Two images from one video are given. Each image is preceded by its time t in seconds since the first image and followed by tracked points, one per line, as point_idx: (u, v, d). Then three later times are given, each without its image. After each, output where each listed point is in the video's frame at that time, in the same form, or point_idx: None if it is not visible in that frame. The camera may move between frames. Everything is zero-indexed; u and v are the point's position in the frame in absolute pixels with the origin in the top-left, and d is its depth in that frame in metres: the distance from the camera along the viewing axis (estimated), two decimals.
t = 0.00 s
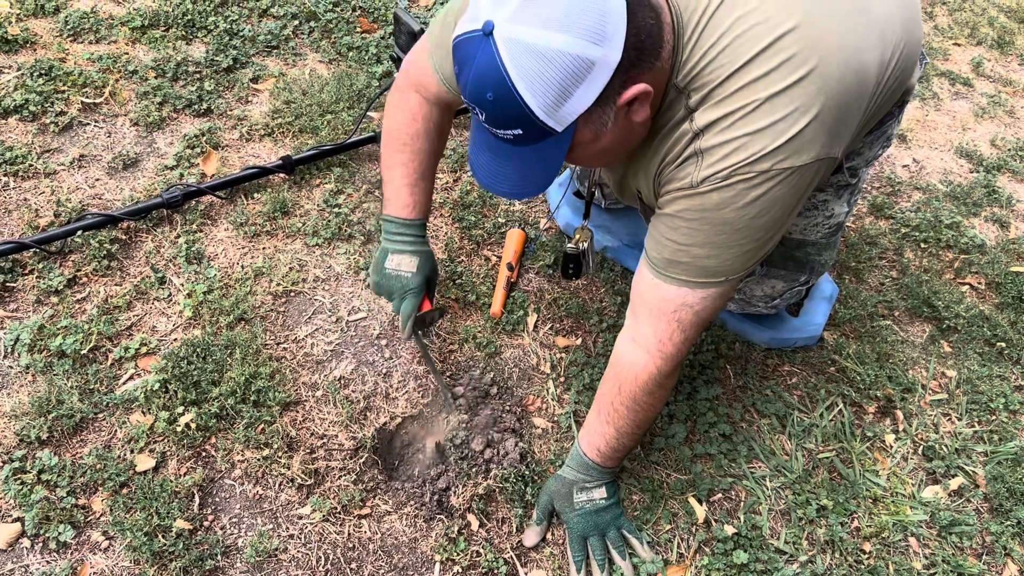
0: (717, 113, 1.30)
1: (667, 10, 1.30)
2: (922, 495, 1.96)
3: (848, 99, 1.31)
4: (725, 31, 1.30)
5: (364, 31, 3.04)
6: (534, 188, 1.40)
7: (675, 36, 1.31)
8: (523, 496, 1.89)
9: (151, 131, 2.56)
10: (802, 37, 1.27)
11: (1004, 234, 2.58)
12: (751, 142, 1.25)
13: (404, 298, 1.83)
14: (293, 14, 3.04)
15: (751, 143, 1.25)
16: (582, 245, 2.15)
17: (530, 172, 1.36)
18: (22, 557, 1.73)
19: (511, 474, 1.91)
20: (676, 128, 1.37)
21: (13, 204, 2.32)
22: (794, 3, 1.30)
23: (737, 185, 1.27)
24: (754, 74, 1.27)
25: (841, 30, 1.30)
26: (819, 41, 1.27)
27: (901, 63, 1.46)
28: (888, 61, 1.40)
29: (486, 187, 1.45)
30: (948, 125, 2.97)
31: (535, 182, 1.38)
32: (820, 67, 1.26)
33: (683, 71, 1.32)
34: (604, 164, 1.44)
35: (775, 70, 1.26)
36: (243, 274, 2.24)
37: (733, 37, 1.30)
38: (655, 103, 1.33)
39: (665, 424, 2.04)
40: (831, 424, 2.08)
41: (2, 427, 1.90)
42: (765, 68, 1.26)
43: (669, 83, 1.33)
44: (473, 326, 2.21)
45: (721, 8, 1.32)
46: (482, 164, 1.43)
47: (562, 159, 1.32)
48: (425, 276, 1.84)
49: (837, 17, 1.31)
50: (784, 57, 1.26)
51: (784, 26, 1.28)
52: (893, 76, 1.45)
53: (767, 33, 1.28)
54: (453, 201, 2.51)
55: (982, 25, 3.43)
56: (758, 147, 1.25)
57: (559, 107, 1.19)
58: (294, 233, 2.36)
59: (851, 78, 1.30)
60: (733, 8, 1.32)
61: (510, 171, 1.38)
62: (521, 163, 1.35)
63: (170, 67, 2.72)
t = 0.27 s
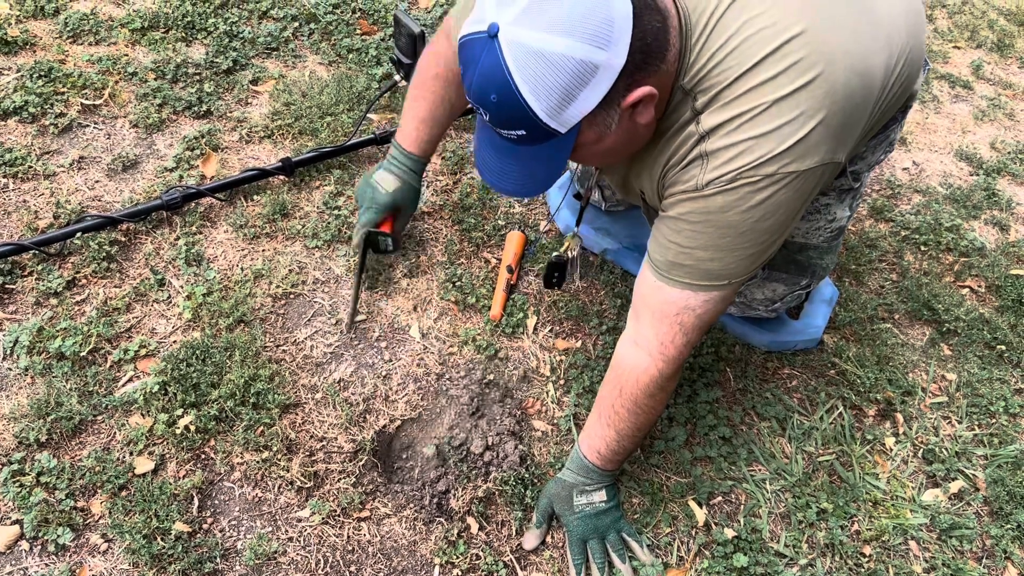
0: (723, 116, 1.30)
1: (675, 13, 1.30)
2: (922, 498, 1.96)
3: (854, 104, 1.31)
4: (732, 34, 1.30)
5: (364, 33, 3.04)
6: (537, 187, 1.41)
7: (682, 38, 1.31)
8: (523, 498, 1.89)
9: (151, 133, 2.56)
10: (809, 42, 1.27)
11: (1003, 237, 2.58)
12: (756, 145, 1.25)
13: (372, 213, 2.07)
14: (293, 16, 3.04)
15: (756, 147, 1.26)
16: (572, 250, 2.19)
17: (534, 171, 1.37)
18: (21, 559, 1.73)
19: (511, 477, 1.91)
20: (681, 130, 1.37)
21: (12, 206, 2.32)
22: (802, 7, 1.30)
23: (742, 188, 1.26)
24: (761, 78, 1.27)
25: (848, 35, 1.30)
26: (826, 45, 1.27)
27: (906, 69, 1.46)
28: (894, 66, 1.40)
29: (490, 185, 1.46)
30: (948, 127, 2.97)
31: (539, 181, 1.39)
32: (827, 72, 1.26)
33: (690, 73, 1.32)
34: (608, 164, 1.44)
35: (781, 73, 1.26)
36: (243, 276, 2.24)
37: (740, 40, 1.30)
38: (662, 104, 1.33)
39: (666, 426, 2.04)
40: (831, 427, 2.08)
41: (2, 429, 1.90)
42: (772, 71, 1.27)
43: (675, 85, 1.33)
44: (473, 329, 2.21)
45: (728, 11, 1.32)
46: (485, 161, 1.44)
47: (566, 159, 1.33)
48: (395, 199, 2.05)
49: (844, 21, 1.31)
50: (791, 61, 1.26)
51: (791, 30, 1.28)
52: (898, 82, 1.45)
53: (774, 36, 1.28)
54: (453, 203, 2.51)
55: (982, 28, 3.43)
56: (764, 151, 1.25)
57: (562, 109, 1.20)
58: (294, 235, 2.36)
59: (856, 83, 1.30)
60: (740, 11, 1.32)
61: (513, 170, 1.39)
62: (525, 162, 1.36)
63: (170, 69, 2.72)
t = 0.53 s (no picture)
0: (723, 118, 1.30)
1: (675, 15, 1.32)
2: (921, 501, 1.96)
3: (855, 107, 1.31)
4: (732, 36, 1.31)
5: (364, 35, 3.04)
6: (542, 189, 1.42)
7: (682, 40, 1.32)
8: (521, 501, 1.88)
9: (150, 134, 2.56)
10: (810, 43, 1.27)
11: (1002, 240, 2.58)
12: (756, 147, 1.25)
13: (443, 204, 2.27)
14: (293, 17, 3.04)
15: (756, 149, 1.25)
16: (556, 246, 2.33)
17: (538, 174, 1.38)
18: (18, 561, 1.73)
19: (509, 479, 1.91)
20: (682, 132, 1.37)
21: (11, 206, 2.32)
22: (803, 9, 1.30)
23: (742, 190, 1.26)
24: (761, 79, 1.27)
25: (849, 37, 1.30)
26: (827, 47, 1.27)
27: (908, 73, 1.46)
28: (895, 70, 1.40)
29: (496, 189, 1.48)
30: (947, 130, 2.98)
31: (544, 184, 1.41)
32: (828, 74, 1.26)
33: (691, 74, 1.33)
34: (612, 164, 1.45)
35: (782, 75, 1.26)
36: (242, 277, 2.24)
37: (740, 42, 1.30)
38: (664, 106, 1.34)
39: (665, 429, 2.04)
40: (830, 430, 2.08)
41: None
42: (773, 73, 1.27)
43: (676, 87, 1.34)
44: (472, 330, 2.20)
45: (729, 13, 1.33)
46: (491, 165, 1.46)
47: (570, 161, 1.34)
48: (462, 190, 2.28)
49: (845, 24, 1.31)
50: (791, 62, 1.26)
51: (792, 32, 1.28)
52: (899, 86, 1.45)
53: (774, 38, 1.29)
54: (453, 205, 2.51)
55: (982, 31, 3.44)
56: (764, 153, 1.25)
57: (563, 116, 1.21)
58: (293, 237, 2.36)
59: (857, 86, 1.30)
60: (741, 13, 1.33)
61: (518, 174, 1.40)
62: (529, 167, 1.37)
63: (170, 70, 2.72)
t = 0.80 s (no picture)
0: (724, 119, 1.30)
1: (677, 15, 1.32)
2: (921, 502, 1.95)
3: (857, 108, 1.30)
4: (733, 37, 1.32)
5: (364, 35, 3.04)
6: (547, 193, 1.42)
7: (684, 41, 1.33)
8: (521, 501, 1.88)
9: (150, 133, 2.56)
10: (812, 44, 1.27)
11: (1002, 242, 2.58)
12: (757, 148, 1.25)
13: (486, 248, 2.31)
14: (294, 17, 3.03)
15: (757, 150, 1.25)
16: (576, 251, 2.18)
17: (542, 178, 1.39)
18: (17, 561, 1.72)
19: (509, 479, 1.90)
20: (683, 133, 1.37)
21: (11, 205, 2.32)
22: (805, 10, 1.31)
23: (743, 192, 1.26)
24: (763, 80, 1.27)
25: (851, 39, 1.30)
26: (828, 48, 1.27)
27: (909, 75, 1.46)
28: (897, 72, 1.40)
29: (500, 193, 1.48)
30: (947, 132, 2.98)
31: (548, 188, 1.41)
32: (830, 75, 1.26)
33: (693, 75, 1.33)
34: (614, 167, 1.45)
35: (784, 76, 1.26)
36: (242, 277, 2.24)
37: (742, 43, 1.31)
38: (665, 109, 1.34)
39: (664, 429, 2.04)
40: (830, 431, 2.07)
41: None
42: (774, 74, 1.27)
43: (678, 87, 1.34)
44: (472, 331, 2.20)
45: (731, 13, 1.34)
46: (496, 170, 1.46)
47: (574, 164, 1.34)
48: (499, 236, 2.29)
49: (847, 25, 1.31)
50: (793, 63, 1.26)
51: (793, 33, 1.28)
52: (901, 88, 1.45)
53: (776, 39, 1.29)
54: (453, 206, 2.50)
55: (982, 33, 3.44)
56: (765, 154, 1.25)
57: (568, 120, 1.21)
58: (293, 237, 2.35)
59: (859, 87, 1.30)
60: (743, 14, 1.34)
61: (522, 177, 1.41)
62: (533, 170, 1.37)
63: (170, 70, 2.72)
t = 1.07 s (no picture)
0: (724, 124, 1.30)
1: (679, 18, 1.31)
2: (922, 504, 1.95)
3: (857, 115, 1.31)
4: (735, 40, 1.31)
5: (366, 35, 3.04)
6: (542, 194, 1.41)
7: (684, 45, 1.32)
8: (522, 502, 1.88)
9: (152, 133, 2.56)
10: (813, 50, 1.27)
11: (1003, 243, 2.58)
12: (757, 155, 1.25)
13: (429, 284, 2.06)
14: (295, 17, 3.03)
15: (758, 156, 1.25)
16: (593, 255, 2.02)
17: (542, 179, 1.37)
18: (18, 560, 1.72)
19: (510, 479, 1.90)
20: (682, 137, 1.37)
21: (12, 205, 2.32)
22: (806, 15, 1.30)
23: (743, 198, 1.26)
24: (764, 85, 1.27)
25: (852, 45, 1.30)
26: (829, 53, 1.27)
27: (909, 80, 1.46)
28: (897, 78, 1.40)
29: (493, 191, 1.46)
30: (949, 133, 2.98)
31: (543, 188, 1.39)
32: (831, 81, 1.26)
33: (693, 79, 1.32)
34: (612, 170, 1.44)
35: (785, 82, 1.26)
36: (242, 277, 2.24)
37: (743, 47, 1.30)
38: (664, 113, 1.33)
39: (665, 430, 2.04)
40: (831, 432, 2.07)
41: None
42: (775, 79, 1.26)
43: (678, 92, 1.33)
44: (472, 331, 2.20)
45: (731, 17, 1.33)
46: (489, 168, 1.45)
47: (571, 165, 1.33)
48: (439, 268, 2.04)
49: (848, 31, 1.31)
50: (794, 69, 1.26)
51: (795, 38, 1.28)
52: (901, 93, 1.45)
53: (777, 44, 1.28)
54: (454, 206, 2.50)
55: (983, 34, 3.44)
56: (766, 160, 1.25)
57: (569, 115, 1.20)
58: (293, 237, 2.35)
59: (859, 93, 1.30)
60: (745, 17, 1.33)
61: (517, 176, 1.39)
62: (529, 169, 1.36)
63: (171, 69, 2.72)
